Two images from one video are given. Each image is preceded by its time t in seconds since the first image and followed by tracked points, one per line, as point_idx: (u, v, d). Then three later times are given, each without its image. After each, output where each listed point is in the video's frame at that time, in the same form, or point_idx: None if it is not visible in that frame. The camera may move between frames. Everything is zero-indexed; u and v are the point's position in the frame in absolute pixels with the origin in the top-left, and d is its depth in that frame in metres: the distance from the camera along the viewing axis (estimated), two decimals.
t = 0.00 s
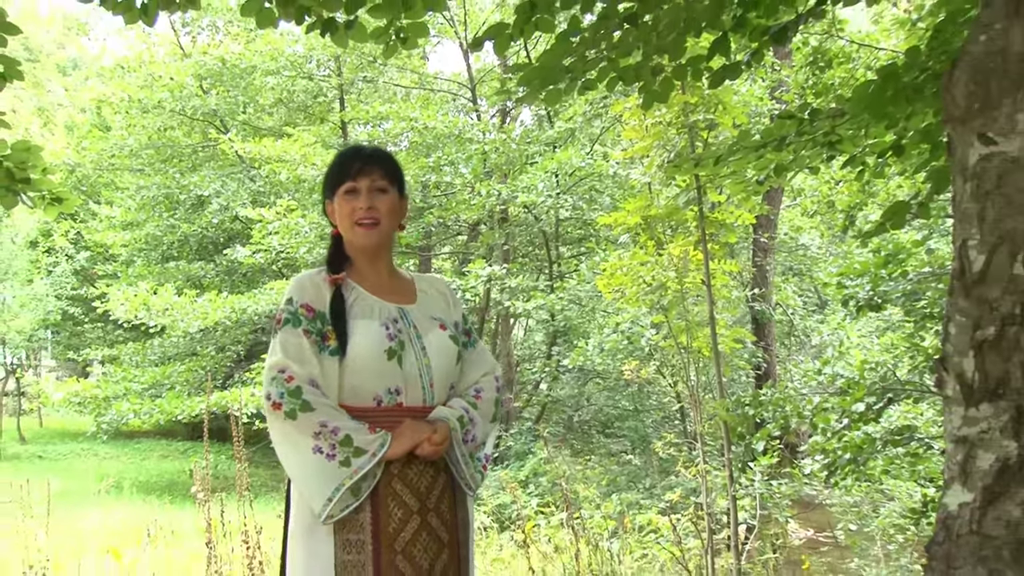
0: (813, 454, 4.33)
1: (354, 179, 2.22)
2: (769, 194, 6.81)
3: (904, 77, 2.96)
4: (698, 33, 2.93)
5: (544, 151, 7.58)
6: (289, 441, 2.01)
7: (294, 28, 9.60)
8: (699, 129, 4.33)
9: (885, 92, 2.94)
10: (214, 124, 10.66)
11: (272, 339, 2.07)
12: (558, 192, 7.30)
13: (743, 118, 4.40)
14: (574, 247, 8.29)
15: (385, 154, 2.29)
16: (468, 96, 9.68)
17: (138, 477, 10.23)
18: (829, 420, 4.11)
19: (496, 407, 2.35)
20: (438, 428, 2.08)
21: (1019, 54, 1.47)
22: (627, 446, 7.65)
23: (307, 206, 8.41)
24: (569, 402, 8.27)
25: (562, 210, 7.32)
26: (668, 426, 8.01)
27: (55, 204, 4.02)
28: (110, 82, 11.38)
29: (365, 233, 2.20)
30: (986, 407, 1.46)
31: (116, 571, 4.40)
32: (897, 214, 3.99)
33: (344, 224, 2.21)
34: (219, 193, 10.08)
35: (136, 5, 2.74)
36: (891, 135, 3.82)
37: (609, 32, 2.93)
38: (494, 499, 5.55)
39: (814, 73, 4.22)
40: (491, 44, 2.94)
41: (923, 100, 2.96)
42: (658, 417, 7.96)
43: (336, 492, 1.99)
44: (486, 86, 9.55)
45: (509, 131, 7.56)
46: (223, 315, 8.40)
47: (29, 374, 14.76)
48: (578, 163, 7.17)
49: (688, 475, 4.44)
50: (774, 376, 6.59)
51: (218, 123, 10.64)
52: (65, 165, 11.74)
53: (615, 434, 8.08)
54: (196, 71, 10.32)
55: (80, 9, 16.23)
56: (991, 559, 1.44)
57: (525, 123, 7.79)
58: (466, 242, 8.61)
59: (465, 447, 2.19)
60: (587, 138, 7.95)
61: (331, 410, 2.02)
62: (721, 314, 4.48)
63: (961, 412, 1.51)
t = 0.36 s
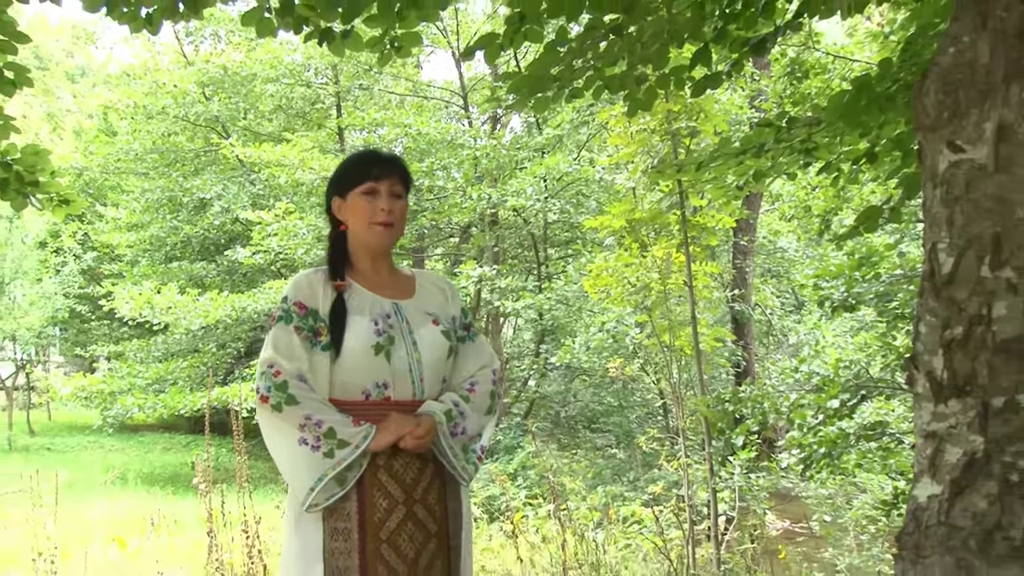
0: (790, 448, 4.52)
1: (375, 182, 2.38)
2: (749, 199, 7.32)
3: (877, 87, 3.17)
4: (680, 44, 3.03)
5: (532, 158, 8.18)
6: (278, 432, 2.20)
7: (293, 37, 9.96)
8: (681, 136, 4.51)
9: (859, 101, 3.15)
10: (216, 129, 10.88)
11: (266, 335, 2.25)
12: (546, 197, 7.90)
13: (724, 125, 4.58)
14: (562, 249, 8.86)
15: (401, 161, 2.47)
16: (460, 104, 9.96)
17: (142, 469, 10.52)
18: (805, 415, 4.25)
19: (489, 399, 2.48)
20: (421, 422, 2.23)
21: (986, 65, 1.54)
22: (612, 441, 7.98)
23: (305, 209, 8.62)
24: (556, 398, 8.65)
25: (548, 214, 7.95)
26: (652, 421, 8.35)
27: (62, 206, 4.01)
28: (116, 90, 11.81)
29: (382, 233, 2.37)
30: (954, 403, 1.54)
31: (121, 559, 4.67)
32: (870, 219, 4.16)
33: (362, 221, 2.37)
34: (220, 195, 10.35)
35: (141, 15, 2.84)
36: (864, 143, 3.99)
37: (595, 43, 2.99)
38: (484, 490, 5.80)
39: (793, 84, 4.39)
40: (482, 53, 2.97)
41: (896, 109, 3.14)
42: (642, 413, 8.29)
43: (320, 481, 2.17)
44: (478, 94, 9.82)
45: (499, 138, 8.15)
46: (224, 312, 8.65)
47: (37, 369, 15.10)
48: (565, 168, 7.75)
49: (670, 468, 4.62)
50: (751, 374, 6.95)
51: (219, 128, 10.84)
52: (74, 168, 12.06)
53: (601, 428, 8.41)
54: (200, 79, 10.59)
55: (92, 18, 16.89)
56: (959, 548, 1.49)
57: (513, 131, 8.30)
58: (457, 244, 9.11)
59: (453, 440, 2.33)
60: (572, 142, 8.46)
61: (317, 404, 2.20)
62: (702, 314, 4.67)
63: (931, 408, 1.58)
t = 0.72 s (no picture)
0: (773, 442, 4.70)
1: (383, 188, 2.54)
2: (733, 203, 7.78)
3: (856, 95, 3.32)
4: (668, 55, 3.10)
5: (525, 163, 8.58)
6: (263, 425, 2.43)
7: (296, 48, 10.29)
8: (669, 142, 4.70)
9: (839, 109, 3.30)
10: (221, 136, 11.14)
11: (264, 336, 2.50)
12: (539, 201, 8.33)
13: (710, 132, 4.75)
14: (554, 251, 9.16)
15: (412, 168, 2.62)
16: (456, 112, 10.18)
17: (150, 463, 10.77)
18: (788, 411, 4.43)
19: (480, 400, 2.53)
20: (390, 420, 2.35)
21: (961, 75, 1.64)
22: (603, 435, 8.27)
23: (308, 213, 8.82)
24: (549, 395, 8.94)
25: (541, 217, 8.36)
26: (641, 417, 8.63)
27: (75, 211, 4.04)
28: (126, 99, 12.11)
29: (387, 235, 2.54)
30: (930, 398, 1.66)
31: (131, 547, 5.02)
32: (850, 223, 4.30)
33: (369, 224, 2.54)
34: (225, 200, 10.60)
35: (149, 27, 2.89)
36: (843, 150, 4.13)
37: (586, 53, 2.99)
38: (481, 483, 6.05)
39: (774, 92, 4.58)
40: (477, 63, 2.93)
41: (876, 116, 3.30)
42: (631, 409, 8.56)
43: (294, 473, 2.37)
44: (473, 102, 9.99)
45: (494, 145, 8.57)
46: (229, 313, 8.88)
47: (47, 368, 15.39)
48: (557, 173, 8.18)
49: (659, 462, 4.93)
50: (738, 371, 7.28)
51: (225, 136, 11.10)
52: (85, 174, 12.32)
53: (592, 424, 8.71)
54: (206, 88, 10.81)
55: (104, 32, 17.53)
56: (935, 538, 1.62)
57: (508, 138, 8.66)
58: (453, 246, 9.43)
59: (432, 439, 2.40)
60: (564, 147, 8.80)
61: (296, 401, 2.41)
62: (689, 314, 4.87)
63: (908, 403, 1.71)
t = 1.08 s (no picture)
0: (756, 437, 4.86)
1: (373, 191, 2.57)
2: (718, 206, 8.06)
3: (835, 102, 3.33)
4: (654, 63, 3.17)
5: (517, 166, 8.80)
6: (258, 419, 2.57)
7: (295, 55, 10.53)
8: (656, 147, 4.84)
9: (819, 114, 3.33)
10: (221, 141, 11.33)
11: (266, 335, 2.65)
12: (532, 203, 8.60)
13: (694, 136, 4.90)
14: (545, 252, 9.42)
15: (406, 168, 2.62)
16: (451, 117, 10.48)
17: (153, 457, 10.97)
18: (770, 406, 4.60)
19: (463, 397, 2.51)
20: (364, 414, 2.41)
21: (935, 83, 1.54)
22: (592, 430, 8.52)
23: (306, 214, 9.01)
24: (539, 390, 9.25)
25: (532, 218, 8.64)
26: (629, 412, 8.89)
27: (81, 213, 4.11)
28: (130, 103, 12.32)
29: (379, 236, 2.56)
30: (907, 393, 1.55)
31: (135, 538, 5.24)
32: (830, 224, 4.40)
33: (362, 227, 2.58)
34: (226, 203, 10.79)
35: (154, 34, 2.99)
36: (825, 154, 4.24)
37: (576, 60, 3.00)
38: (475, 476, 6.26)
39: (758, 98, 4.72)
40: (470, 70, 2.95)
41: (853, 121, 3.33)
42: (620, 404, 8.79)
43: (283, 463, 2.49)
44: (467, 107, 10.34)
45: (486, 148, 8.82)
46: (229, 312, 9.06)
47: (53, 366, 15.63)
48: (548, 176, 8.49)
49: (645, 456, 5.09)
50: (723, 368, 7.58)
51: (225, 140, 11.31)
52: (90, 176, 12.50)
53: (581, 418, 8.98)
54: (208, 94, 10.98)
55: (110, 38, 17.87)
56: (910, 528, 1.51)
57: (501, 143, 8.90)
58: (448, 247, 9.71)
59: (409, 434, 2.42)
60: (555, 151, 9.09)
61: (287, 395, 2.55)
62: (675, 312, 5.05)
63: (886, 398, 1.60)
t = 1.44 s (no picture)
0: (750, 433, 4.89)
1: (365, 190, 2.57)
2: (711, 205, 8.14)
3: (828, 100, 3.32)
4: (648, 62, 3.16)
5: (511, 165, 8.86)
6: (255, 417, 2.54)
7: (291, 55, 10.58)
8: (650, 146, 4.87)
9: (813, 113, 3.30)
10: (219, 140, 11.38)
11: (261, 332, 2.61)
12: (527, 202, 8.66)
13: (688, 135, 4.93)
14: (540, 251, 9.50)
15: (397, 168, 2.62)
16: (446, 116, 10.58)
17: (152, 454, 11.04)
18: (763, 403, 4.60)
19: (461, 392, 2.52)
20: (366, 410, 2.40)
21: (927, 82, 1.55)
22: (587, 427, 8.60)
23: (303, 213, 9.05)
24: (535, 387, 9.36)
25: (527, 217, 8.69)
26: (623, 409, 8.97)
27: (78, 212, 4.14)
28: (128, 104, 12.36)
29: (371, 235, 2.57)
30: (901, 390, 1.56)
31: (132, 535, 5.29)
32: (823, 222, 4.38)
33: (354, 227, 2.58)
34: (224, 201, 10.84)
35: (151, 35, 3.03)
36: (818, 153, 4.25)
37: (571, 60, 2.98)
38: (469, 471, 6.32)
39: (752, 97, 4.73)
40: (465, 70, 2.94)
41: (847, 120, 3.30)
42: (615, 401, 8.86)
43: (282, 460, 2.46)
44: (461, 107, 10.44)
45: (481, 147, 8.88)
46: (227, 310, 9.13)
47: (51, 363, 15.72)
48: (543, 175, 8.56)
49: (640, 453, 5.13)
50: (715, 365, 7.67)
51: (223, 139, 11.37)
52: (88, 176, 12.53)
53: (576, 415, 9.06)
54: (205, 94, 11.03)
55: (107, 37, 17.93)
56: (904, 524, 1.52)
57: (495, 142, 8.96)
58: (444, 245, 9.82)
59: (411, 429, 2.42)
60: (549, 150, 9.18)
61: (285, 392, 2.52)
62: (669, 310, 5.07)
63: (879, 395, 1.61)
